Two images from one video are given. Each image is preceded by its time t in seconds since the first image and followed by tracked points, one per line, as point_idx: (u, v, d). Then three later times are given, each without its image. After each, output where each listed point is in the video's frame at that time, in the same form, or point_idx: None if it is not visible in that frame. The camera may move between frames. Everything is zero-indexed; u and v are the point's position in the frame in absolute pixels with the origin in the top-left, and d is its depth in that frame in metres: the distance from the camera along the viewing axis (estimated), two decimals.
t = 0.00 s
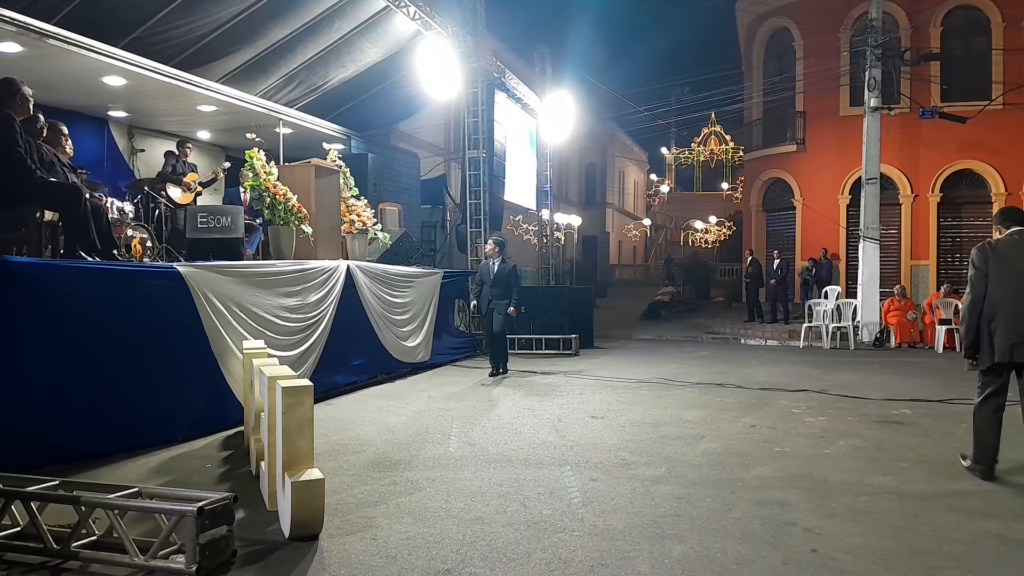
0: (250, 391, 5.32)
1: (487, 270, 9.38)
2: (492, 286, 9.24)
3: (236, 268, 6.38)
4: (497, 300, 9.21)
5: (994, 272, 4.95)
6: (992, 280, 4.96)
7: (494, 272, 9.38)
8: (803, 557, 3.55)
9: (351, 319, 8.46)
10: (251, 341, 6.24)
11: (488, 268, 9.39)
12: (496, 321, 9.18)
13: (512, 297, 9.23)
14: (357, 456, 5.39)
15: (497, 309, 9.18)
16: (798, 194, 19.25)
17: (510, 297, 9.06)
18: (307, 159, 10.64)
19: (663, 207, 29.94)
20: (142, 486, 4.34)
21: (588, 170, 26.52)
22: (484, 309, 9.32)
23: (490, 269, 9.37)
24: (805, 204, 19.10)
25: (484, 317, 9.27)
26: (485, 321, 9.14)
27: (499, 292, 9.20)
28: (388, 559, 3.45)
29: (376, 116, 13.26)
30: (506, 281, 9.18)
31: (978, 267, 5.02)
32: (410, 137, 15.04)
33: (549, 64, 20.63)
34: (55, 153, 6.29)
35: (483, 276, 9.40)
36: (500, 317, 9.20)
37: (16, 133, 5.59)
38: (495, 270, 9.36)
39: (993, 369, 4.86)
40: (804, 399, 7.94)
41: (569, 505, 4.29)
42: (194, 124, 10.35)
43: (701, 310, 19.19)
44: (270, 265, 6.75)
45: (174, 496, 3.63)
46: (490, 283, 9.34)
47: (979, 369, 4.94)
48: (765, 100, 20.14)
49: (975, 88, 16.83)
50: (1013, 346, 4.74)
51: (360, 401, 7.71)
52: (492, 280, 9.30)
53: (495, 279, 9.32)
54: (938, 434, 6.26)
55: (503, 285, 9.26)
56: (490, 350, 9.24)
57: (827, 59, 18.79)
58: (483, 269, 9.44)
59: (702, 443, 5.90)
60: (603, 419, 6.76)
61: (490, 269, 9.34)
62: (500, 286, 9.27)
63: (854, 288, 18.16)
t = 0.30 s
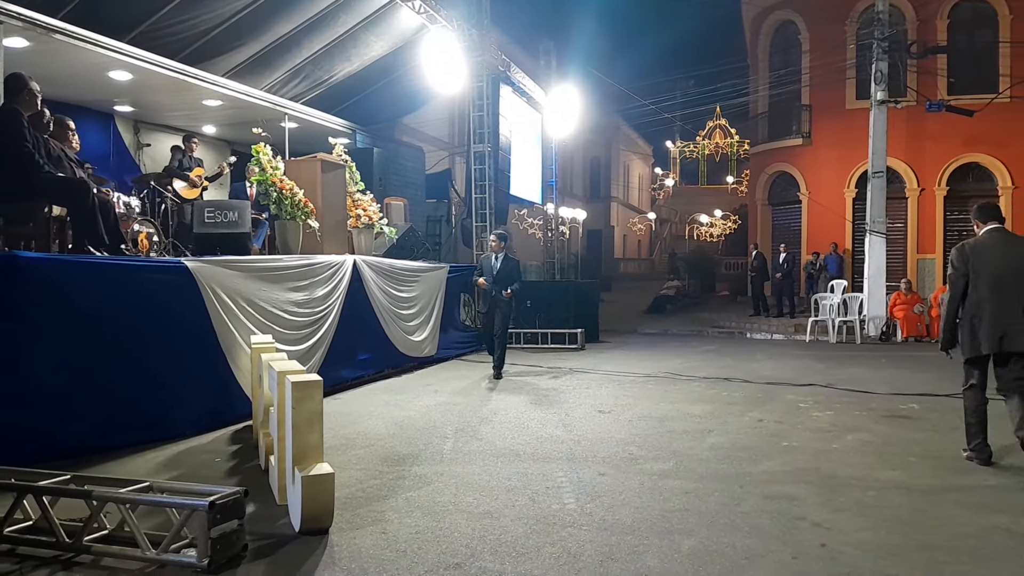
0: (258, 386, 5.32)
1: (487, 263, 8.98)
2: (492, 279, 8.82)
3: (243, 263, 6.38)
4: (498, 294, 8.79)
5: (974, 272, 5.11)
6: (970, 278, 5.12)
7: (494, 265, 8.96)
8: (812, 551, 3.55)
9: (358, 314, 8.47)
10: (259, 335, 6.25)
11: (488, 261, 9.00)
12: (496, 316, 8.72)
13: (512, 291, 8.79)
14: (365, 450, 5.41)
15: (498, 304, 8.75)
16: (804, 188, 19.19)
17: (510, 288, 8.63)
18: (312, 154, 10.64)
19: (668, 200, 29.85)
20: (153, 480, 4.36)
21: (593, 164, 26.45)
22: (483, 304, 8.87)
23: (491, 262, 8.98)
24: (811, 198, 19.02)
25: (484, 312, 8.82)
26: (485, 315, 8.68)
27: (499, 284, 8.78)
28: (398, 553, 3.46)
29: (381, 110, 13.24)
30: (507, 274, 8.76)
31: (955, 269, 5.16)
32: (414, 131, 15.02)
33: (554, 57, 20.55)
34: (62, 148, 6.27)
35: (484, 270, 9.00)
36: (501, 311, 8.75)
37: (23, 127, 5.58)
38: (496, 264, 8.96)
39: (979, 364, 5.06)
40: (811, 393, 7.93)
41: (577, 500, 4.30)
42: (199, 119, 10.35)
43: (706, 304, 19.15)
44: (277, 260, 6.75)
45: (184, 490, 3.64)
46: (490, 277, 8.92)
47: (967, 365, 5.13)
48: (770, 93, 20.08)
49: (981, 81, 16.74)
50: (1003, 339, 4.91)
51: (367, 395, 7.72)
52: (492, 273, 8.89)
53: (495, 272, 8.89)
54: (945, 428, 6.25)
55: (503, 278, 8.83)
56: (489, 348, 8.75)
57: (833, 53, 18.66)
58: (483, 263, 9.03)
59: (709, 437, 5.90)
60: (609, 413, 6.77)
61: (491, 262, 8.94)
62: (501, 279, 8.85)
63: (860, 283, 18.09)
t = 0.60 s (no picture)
0: (282, 383, 5.37)
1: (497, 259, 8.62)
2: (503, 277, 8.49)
3: (266, 262, 6.44)
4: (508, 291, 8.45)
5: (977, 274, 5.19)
6: (975, 276, 5.21)
7: (505, 262, 8.62)
8: (836, 552, 3.52)
9: (378, 312, 8.53)
10: (282, 333, 6.30)
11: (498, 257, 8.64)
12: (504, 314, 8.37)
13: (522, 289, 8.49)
14: (386, 448, 5.44)
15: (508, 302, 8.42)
16: (826, 184, 18.96)
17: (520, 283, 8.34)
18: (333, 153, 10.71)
19: (688, 198, 29.63)
20: (179, 477, 4.42)
21: (612, 161, 26.30)
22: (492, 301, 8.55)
23: (501, 258, 8.63)
24: (833, 195, 18.80)
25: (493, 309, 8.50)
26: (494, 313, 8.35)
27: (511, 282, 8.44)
28: (421, 551, 3.48)
29: (400, 109, 13.29)
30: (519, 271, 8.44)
31: (960, 269, 5.28)
32: (433, 129, 15.05)
33: (573, 55, 20.46)
34: (88, 149, 6.38)
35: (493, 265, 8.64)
36: (512, 310, 8.46)
37: (50, 128, 5.69)
38: (506, 260, 8.61)
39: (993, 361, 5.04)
40: (833, 392, 7.85)
41: (599, 498, 4.29)
42: (220, 118, 10.45)
43: (727, 302, 19.00)
44: (299, 258, 6.81)
45: (210, 487, 3.69)
46: (500, 273, 8.59)
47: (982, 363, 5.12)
48: (791, 90, 19.93)
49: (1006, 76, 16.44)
50: (1002, 330, 4.97)
51: (388, 393, 7.77)
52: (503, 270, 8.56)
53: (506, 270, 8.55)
54: (971, 428, 6.15)
55: (514, 275, 8.49)
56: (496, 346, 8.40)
57: (854, 49, 18.42)
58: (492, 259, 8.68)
59: (731, 437, 5.87)
60: (630, 412, 6.74)
61: (501, 258, 8.59)
62: (512, 277, 8.51)
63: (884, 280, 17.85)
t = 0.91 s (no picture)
0: (316, 381, 5.42)
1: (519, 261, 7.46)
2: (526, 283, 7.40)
3: (300, 261, 6.50)
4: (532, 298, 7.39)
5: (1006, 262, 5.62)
6: (1004, 265, 5.65)
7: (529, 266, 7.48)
8: (876, 555, 3.42)
9: (411, 311, 8.58)
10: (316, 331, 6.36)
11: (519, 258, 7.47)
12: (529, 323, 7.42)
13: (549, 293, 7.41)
14: (418, 446, 5.46)
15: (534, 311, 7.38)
16: (863, 181, 18.55)
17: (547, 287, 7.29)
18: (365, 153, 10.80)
19: (721, 195, 29.23)
20: (215, 473, 4.48)
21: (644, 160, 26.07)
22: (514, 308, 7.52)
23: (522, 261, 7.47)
24: (870, 192, 18.39)
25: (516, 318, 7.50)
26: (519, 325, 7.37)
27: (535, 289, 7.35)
28: (454, 549, 3.47)
29: (431, 109, 13.36)
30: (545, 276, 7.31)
31: (993, 256, 5.71)
32: (464, 129, 15.10)
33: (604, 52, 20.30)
34: (125, 150, 6.51)
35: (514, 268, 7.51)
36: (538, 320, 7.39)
37: (89, 130, 5.81)
38: (529, 262, 7.47)
39: (1013, 343, 5.51)
40: (871, 393, 7.67)
41: (632, 499, 4.24)
42: (255, 120, 10.61)
43: (761, 301, 18.70)
44: (332, 258, 6.87)
45: (245, 484, 3.73)
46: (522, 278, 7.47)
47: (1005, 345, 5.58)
48: (827, 86, 19.45)
49: None
50: (1019, 316, 5.41)
51: (419, 391, 7.81)
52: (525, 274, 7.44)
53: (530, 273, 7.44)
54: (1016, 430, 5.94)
55: (539, 279, 7.40)
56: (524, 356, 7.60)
57: (892, 43, 18.02)
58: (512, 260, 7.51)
59: (767, 438, 5.76)
60: (663, 412, 6.66)
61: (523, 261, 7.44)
62: (537, 283, 7.41)
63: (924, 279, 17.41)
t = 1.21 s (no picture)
0: (341, 377, 5.47)
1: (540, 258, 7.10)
2: (548, 280, 7.03)
3: (326, 259, 6.56)
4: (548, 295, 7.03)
5: None
6: None
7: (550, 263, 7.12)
8: (904, 556, 3.37)
9: (434, 308, 8.63)
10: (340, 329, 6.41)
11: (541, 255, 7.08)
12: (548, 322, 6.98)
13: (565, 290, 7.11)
14: (442, 442, 5.49)
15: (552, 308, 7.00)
16: (892, 177, 18.24)
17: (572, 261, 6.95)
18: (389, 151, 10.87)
19: (746, 192, 28.91)
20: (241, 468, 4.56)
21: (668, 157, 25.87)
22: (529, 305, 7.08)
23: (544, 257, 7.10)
24: (899, 187, 18.07)
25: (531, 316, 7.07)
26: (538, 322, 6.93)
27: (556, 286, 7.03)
28: (477, 545, 3.49)
29: (454, 107, 13.40)
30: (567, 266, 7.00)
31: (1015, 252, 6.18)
32: (488, 127, 15.13)
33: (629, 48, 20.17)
34: (154, 150, 6.63)
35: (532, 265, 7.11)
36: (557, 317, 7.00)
37: (117, 130, 5.92)
38: (551, 260, 7.13)
39: None
40: (899, 391, 7.54)
41: (656, 497, 4.23)
42: (280, 119, 10.73)
43: (786, 299, 18.47)
44: (357, 255, 6.92)
45: (270, 479, 3.79)
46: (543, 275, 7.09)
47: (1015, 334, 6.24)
48: (855, 80, 19.27)
49: None
50: None
51: (443, 388, 7.85)
52: (546, 272, 7.07)
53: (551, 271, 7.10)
54: None
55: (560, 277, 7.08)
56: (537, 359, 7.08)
57: (921, 36, 17.64)
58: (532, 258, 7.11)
59: (793, 437, 5.70)
60: (688, 410, 6.62)
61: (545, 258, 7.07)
62: (559, 281, 7.07)
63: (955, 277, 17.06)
